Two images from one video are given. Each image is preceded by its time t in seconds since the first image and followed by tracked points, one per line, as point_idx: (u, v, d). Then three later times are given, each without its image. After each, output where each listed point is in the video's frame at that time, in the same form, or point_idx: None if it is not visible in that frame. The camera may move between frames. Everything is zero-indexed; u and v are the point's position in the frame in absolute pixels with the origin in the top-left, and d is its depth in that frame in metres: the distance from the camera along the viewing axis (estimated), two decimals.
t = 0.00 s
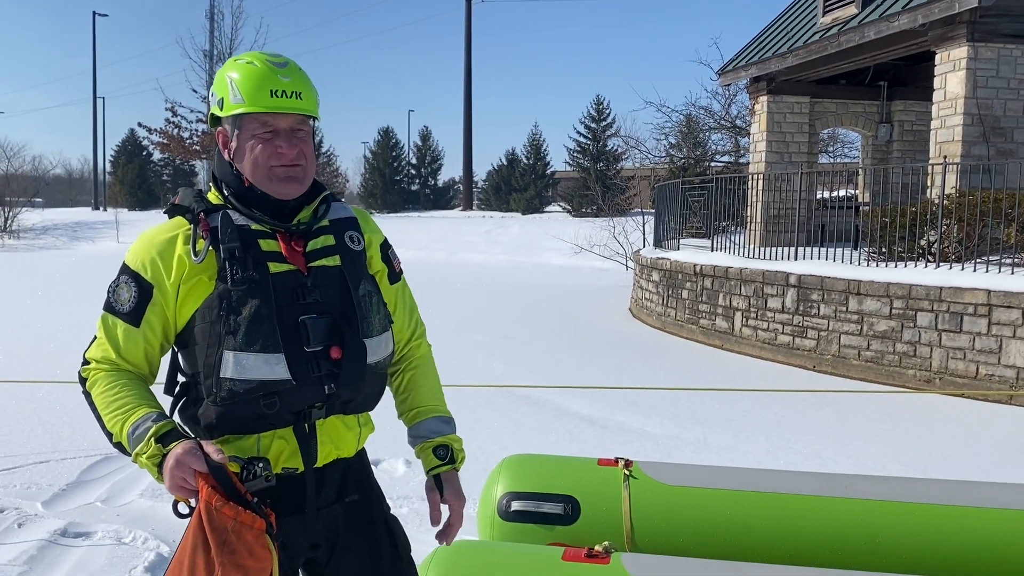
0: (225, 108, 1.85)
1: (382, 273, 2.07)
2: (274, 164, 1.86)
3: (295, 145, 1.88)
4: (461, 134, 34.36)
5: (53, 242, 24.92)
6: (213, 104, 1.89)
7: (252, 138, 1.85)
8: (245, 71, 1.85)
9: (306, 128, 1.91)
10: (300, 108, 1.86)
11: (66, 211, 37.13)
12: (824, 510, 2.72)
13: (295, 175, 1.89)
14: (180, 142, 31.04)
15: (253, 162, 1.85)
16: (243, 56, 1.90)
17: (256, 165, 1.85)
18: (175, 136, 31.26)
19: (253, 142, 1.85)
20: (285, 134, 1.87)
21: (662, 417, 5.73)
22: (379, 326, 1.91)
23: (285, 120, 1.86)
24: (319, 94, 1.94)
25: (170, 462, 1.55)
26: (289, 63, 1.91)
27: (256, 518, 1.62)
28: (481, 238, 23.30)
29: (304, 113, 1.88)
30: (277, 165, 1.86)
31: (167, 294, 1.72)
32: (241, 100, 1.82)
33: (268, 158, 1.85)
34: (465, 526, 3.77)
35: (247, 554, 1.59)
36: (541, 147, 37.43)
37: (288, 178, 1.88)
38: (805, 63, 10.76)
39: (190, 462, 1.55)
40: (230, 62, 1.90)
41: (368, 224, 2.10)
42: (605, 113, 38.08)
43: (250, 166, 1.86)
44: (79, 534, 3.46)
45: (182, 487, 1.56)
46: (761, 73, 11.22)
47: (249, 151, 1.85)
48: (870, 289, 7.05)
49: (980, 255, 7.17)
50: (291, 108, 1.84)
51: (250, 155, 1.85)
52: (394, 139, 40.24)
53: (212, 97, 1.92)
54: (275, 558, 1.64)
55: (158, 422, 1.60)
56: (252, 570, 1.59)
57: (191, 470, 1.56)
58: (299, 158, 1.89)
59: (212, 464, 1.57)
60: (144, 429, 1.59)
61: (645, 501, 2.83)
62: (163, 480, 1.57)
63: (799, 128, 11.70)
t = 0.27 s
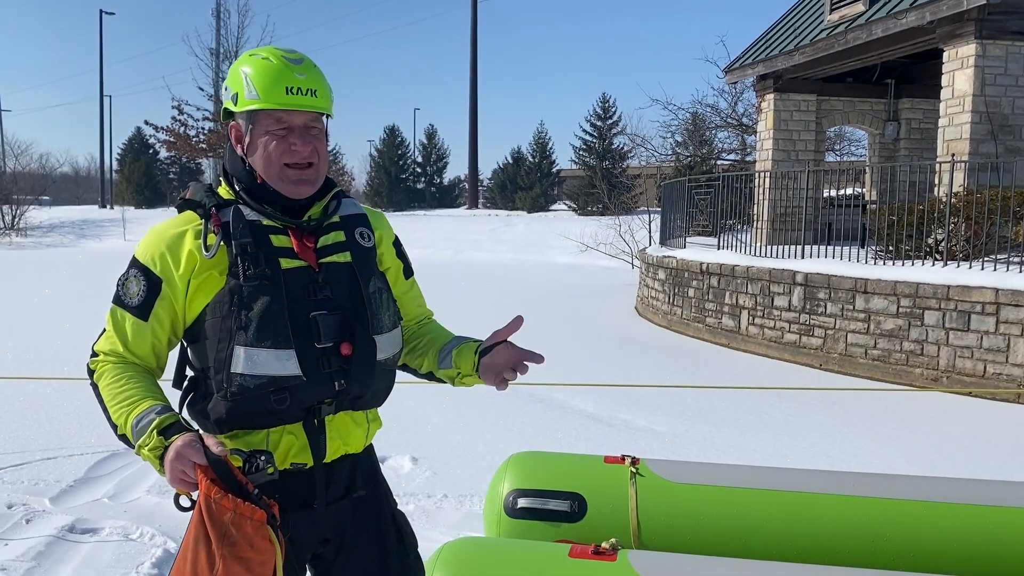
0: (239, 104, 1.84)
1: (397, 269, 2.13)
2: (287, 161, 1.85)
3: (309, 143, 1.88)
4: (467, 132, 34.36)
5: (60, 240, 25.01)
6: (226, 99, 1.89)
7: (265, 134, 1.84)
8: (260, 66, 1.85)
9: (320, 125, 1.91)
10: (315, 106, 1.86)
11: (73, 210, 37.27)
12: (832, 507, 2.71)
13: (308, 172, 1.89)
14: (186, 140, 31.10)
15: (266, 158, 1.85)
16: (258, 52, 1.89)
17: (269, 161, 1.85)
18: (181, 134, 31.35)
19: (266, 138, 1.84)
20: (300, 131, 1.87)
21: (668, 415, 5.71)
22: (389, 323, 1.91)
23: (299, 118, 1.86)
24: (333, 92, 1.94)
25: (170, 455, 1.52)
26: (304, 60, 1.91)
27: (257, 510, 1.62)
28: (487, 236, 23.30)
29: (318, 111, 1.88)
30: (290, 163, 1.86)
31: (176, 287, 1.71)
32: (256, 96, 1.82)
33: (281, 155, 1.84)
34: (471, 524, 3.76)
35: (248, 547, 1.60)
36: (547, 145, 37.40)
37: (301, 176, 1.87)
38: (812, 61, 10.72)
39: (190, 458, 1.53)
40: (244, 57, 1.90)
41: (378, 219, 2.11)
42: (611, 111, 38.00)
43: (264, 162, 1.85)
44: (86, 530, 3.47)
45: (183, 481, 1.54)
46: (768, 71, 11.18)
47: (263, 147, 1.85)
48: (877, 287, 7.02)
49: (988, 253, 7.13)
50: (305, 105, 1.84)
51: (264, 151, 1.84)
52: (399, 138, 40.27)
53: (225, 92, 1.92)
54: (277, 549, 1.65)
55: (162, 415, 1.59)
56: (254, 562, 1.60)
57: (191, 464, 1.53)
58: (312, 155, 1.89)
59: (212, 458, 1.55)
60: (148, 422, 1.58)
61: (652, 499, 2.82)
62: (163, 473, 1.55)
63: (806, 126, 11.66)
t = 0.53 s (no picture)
0: (250, 103, 1.83)
1: (411, 258, 2.17)
2: (298, 161, 1.85)
3: (321, 143, 1.87)
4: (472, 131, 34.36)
5: (66, 238, 25.10)
6: (237, 98, 1.87)
7: (276, 134, 1.83)
8: (271, 66, 1.84)
9: (331, 126, 1.90)
10: (327, 107, 1.86)
11: (79, 208, 37.41)
12: (841, 506, 2.69)
13: (319, 172, 1.88)
14: (192, 139, 31.16)
15: (276, 157, 1.84)
16: (270, 51, 1.88)
17: (279, 159, 1.84)
18: (186, 133, 31.43)
19: (277, 138, 1.83)
20: (312, 131, 1.86)
21: (674, 414, 5.70)
22: (396, 320, 1.91)
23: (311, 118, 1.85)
24: (344, 93, 1.94)
25: (182, 449, 1.53)
26: (317, 61, 1.90)
27: (265, 511, 1.62)
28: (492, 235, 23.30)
29: (330, 112, 1.87)
30: (301, 163, 1.85)
31: (184, 283, 1.71)
32: (268, 96, 1.81)
33: (292, 155, 1.84)
34: (477, 522, 3.76)
35: (253, 548, 1.58)
36: (552, 144, 37.38)
37: (311, 175, 1.86)
38: (818, 59, 10.68)
39: (202, 451, 1.54)
40: (256, 56, 1.89)
41: (383, 213, 2.14)
42: (616, 110, 37.95)
43: (274, 161, 1.84)
44: (93, 527, 3.48)
45: (193, 476, 1.55)
46: (774, 69, 11.14)
47: (274, 146, 1.84)
48: (884, 286, 6.99)
49: (994, 252, 7.10)
50: (317, 106, 1.84)
51: (274, 150, 1.83)
52: (404, 136, 40.29)
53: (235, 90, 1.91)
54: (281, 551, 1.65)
55: (171, 411, 1.59)
56: (257, 563, 1.59)
57: (203, 459, 1.54)
58: (324, 155, 1.88)
59: (224, 454, 1.55)
60: (157, 417, 1.58)
61: (657, 499, 2.80)
62: (172, 468, 1.55)
63: (812, 125, 11.62)
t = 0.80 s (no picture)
0: (251, 104, 1.83)
1: (415, 248, 2.17)
2: (298, 162, 1.85)
3: (321, 144, 1.87)
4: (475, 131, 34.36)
5: (70, 237, 25.15)
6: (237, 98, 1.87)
7: (277, 135, 1.84)
8: (272, 67, 1.83)
9: (332, 127, 1.90)
10: (328, 108, 1.85)
11: (84, 207, 37.49)
12: (846, 506, 2.69)
13: (319, 173, 1.88)
14: (196, 138, 31.20)
15: (277, 158, 1.84)
16: (271, 50, 1.87)
17: (279, 160, 1.84)
18: (190, 133, 31.49)
19: (278, 139, 1.84)
20: (312, 132, 1.86)
21: (677, 413, 5.70)
22: (397, 316, 1.91)
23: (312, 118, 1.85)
24: (345, 93, 1.93)
25: (181, 447, 1.53)
26: (318, 61, 1.90)
27: (266, 505, 1.62)
28: (495, 234, 23.29)
29: (330, 114, 1.87)
30: (301, 164, 1.85)
31: (184, 279, 1.71)
32: (269, 98, 1.81)
33: (293, 156, 1.84)
34: (479, 521, 3.76)
35: (256, 542, 1.58)
36: (555, 143, 37.37)
37: (311, 175, 1.87)
38: (822, 58, 10.66)
39: (200, 449, 1.54)
40: (257, 55, 1.88)
41: (383, 205, 2.15)
42: (619, 109, 37.94)
43: (274, 161, 1.84)
44: (96, 526, 3.48)
45: (192, 473, 1.55)
46: (777, 68, 11.11)
47: (274, 147, 1.84)
48: (887, 285, 6.97)
49: (999, 251, 7.08)
50: (317, 108, 1.83)
51: (275, 151, 1.84)
52: (407, 136, 40.31)
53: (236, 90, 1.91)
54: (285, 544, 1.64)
55: (171, 407, 1.60)
56: (261, 557, 1.58)
57: (201, 456, 1.54)
58: (324, 156, 1.88)
59: (222, 451, 1.56)
60: (156, 414, 1.58)
61: (660, 498, 2.81)
62: (172, 466, 1.56)
63: (816, 123, 11.59)
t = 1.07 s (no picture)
0: (253, 104, 1.83)
1: (418, 242, 2.17)
2: (299, 165, 1.85)
3: (322, 148, 1.87)
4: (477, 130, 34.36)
5: (73, 237, 25.17)
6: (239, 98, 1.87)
7: (278, 137, 1.83)
8: (275, 68, 1.83)
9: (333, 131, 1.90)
10: (330, 112, 1.85)
11: (87, 207, 37.54)
12: (848, 506, 2.68)
13: (319, 176, 1.88)
14: (198, 138, 31.23)
15: (278, 159, 1.84)
16: (276, 52, 1.87)
17: (280, 161, 1.84)
18: (192, 132, 31.52)
19: (280, 141, 1.83)
20: (314, 135, 1.86)
21: (678, 412, 5.70)
22: (397, 317, 1.91)
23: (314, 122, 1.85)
24: (348, 97, 1.93)
25: (181, 446, 1.54)
26: (321, 64, 1.89)
27: (265, 504, 1.62)
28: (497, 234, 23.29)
29: (332, 117, 1.86)
30: (302, 166, 1.85)
31: (185, 280, 1.72)
32: (272, 100, 1.80)
33: (293, 159, 1.84)
34: (481, 520, 3.76)
35: (255, 540, 1.58)
36: (557, 142, 37.36)
37: (312, 178, 1.87)
38: (824, 58, 10.65)
39: (200, 447, 1.55)
40: (262, 57, 1.88)
41: (382, 203, 2.16)
42: (621, 109, 37.93)
43: (276, 163, 1.84)
44: (99, 525, 3.49)
45: (192, 472, 1.56)
46: (780, 68, 11.10)
47: (276, 148, 1.84)
48: (890, 285, 6.96)
49: (1002, 251, 7.07)
50: (319, 110, 1.82)
51: (276, 152, 1.84)
52: (409, 135, 40.33)
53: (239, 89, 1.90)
54: (283, 543, 1.64)
55: (171, 407, 1.60)
56: (260, 556, 1.59)
57: (201, 455, 1.55)
58: (325, 159, 1.88)
59: (222, 449, 1.57)
60: (157, 414, 1.59)
61: (662, 498, 2.80)
62: (172, 465, 1.56)
63: (818, 123, 11.58)
